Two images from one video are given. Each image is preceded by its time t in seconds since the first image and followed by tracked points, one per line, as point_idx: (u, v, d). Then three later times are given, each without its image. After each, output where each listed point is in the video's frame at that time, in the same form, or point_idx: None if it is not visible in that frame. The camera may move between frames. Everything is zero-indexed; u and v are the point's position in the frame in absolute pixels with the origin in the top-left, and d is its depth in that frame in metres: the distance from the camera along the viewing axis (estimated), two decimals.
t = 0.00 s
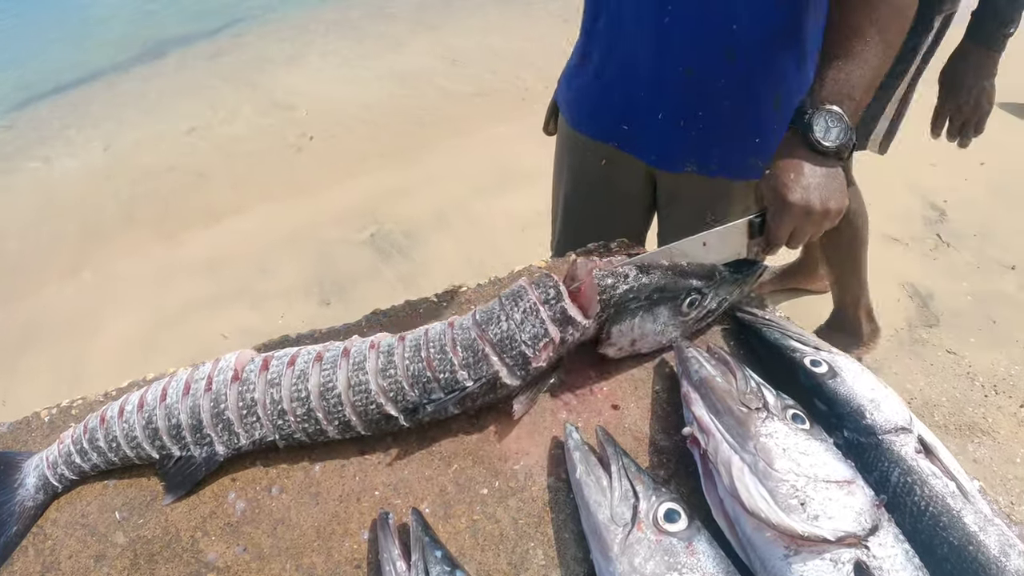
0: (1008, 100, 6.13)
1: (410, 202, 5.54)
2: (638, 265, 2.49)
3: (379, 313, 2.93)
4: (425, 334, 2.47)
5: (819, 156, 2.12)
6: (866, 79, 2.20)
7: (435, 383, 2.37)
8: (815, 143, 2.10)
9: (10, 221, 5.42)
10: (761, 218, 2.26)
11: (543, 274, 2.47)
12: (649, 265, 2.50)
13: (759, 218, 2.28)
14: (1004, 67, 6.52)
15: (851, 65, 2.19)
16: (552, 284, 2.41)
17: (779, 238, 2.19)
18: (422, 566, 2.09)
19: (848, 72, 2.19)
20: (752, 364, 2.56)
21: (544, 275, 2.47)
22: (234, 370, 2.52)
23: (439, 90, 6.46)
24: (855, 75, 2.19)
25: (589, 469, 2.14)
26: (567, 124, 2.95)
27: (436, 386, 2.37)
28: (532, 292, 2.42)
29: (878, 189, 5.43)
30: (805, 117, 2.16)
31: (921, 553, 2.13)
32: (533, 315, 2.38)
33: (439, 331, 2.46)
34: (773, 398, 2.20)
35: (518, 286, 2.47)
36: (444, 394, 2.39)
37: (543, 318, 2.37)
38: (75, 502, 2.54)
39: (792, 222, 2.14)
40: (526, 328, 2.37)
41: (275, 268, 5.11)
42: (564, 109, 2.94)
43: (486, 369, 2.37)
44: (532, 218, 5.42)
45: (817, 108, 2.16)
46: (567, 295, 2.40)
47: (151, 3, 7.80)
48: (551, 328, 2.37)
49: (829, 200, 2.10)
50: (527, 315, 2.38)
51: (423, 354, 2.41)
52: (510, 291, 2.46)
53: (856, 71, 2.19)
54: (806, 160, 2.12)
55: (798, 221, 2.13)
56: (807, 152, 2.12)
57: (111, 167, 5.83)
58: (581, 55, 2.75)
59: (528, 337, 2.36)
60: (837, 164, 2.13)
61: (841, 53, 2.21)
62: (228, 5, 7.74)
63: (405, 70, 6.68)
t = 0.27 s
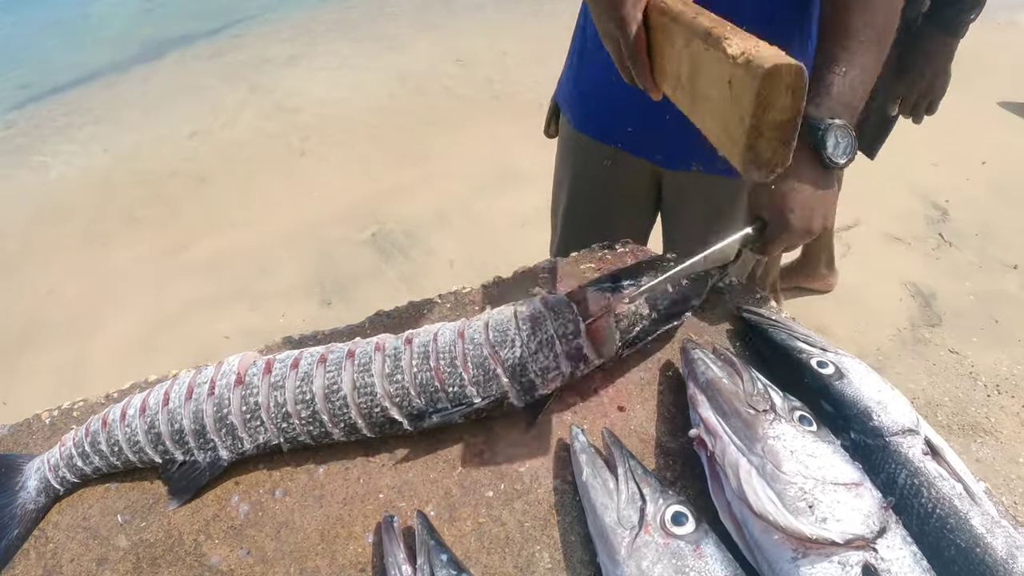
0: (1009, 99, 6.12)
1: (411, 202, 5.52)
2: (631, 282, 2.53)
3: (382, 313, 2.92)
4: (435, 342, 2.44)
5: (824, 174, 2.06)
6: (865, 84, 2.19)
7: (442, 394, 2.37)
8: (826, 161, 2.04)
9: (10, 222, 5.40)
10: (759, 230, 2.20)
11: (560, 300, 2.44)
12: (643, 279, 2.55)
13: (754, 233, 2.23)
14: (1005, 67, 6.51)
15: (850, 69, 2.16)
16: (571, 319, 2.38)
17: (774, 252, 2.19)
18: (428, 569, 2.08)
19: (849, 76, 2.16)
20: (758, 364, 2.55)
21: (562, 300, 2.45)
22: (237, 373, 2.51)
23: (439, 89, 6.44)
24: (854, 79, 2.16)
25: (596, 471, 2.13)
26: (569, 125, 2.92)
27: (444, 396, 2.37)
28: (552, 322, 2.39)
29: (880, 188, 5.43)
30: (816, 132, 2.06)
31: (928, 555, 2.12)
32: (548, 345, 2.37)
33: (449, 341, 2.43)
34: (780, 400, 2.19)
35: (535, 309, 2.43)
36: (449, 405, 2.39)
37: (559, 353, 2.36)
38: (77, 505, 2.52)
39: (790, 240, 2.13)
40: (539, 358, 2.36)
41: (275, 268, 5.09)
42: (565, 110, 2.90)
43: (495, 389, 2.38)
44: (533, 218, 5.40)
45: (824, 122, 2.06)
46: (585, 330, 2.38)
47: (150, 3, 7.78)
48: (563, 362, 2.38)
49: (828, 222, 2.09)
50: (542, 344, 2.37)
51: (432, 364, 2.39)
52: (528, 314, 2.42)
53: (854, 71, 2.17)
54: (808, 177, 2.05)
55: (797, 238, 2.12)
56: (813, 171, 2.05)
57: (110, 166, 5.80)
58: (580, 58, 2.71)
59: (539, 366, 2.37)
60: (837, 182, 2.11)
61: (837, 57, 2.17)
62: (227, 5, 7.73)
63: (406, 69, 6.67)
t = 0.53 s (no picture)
0: (1010, 98, 6.11)
1: (410, 200, 5.51)
2: (630, 287, 2.51)
3: (383, 313, 2.91)
4: (429, 349, 2.42)
5: (821, 137, 2.12)
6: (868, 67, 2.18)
7: (439, 402, 2.36)
8: (818, 124, 2.10)
9: (10, 221, 5.40)
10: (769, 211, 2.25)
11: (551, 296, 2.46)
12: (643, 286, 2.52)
13: (767, 211, 2.26)
14: (1006, 65, 6.50)
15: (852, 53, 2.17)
16: (561, 309, 2.41)
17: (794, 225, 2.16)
18: (430, 569, 2.07)
19: (851, 59, 2.17)
20: (761, 363, 2.54)
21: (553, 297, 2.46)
22: (237, 372, 2.50)
23: (439, 88, 6.43)
24: (856, 63, 2.17)
25: (599, 472, 2.12)
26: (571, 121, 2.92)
27: (441, 404, 2.36)
28: (539, 316, 2.40)
29: (881, 187, 5.42)
30: (806, 101, 2.14)
31: (932, 555, 2.11)
32: (539, 341, 2.37)
33: (444, 348, 2.41)
34: (783, 399, 2.18)
35: (525, 308, 2.44)
36: (447, 412, 2.38)
37: (549, 346, 2.37)
38: (77, 505, 2.51)
39: (803, 210, 2.13)
40: (532, 354, 2.36)
41: (275, 267, 5.09)
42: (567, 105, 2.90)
43: (491, 394, 2.36)
44: (533, 216, 5.39)
45: (812, 91, 2.15)
46: (573, 319, 2.40)
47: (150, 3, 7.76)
48: (555, 355, 2.38)
49: (839, 178, 2.07)
50: (533, 341, 2.37)
51: (427, 372, 2.37)
52: (517, 313, 2.43)
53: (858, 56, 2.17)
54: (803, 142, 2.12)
55: (808, 206, 2.11)
56: (808, 133, 2.12)
57: (111, 166, 5.79)
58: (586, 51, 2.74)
59: (532, 363, 2.36)
60: (843, 146, 2.14)
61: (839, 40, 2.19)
62: (227, 4, 7.72)
63: (405, 68, 6.66)
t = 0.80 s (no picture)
0: (1012, 97, 6.09)
1: (410, 199, 5.51)
2: (646, 301, 2.48)
3: (384, 311, 2.91)
4: (440, 353, 2.40)
5: (846, 150, 2.09)
6: (891, 72, 2.18)
7: (448, 408, 2.36)
8: (845, 135, 2.07)
9: (10, 220, 5.39)
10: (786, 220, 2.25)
11: (568, 309, 2.45)
12: (659, 302, 2.47)
13: (783, 220, 2.28)
14: (1006, 64, 6.49)
15: (876, 56, 2.16)
16: (579, 325, 2.41)
17: (806, 239, 2.20)
18: (430, 568, 2.07)
19: (874, 61, 2.16)
20: (761, 362, 2.55)
21: (569, 309, 2.45)
22: (238, 371, 2.49)
23: (440, 86, 6.43)
24: (879, 65, 2.16)
25: (600, 470, 2.12)
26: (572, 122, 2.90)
27: (451, 410, 2.36)
28: (558, 330, 2.39)
29: (882, 186, 5.41)
30: (833, 108, 2.10)
31: (932, 553, 2.11)
32: (556, 356, 2.37)
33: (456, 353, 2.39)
34: (784, 397, 2.18)
35: (543, 320, 2.41)
36: (456, 417, 2.37)
37: (565, 362, 2.37)
38: (77, 504, 2.51)
39: (817, 227, 2.14)
40: (547, 369, 2.36)
41: (275, 266, 5.08)
42: (567, 106, 2.88)
43: (503, 403, 2.36)
44: (533, 216, 5.37)
45: (841, 99, 2.10)
46: (590, 336, 2.41)
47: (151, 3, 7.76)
48: (571, 371, 2.38)
49: (858, 200, 2.08)
50: (550, 355, 2.36)
51: (438, 377, 2.36)
52: (536, 324, 2.40)
53: (881, 60, 2.16)
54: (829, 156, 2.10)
55: (823, 224, 2.13)
56: (834, 147, 2.09)
57: (111, 165, 5.79)
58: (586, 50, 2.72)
59: (547, 376, 2.36)
60: (864, 157, 2.12)
61: (861, 41, 2.18)
62: (227, 3, 7.72)
63: (405, 67, 6.66)
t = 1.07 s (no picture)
0: (1012, 95, 6.09)
1: (410, 196, 5.51)
2: (654, 302, 2.47)
3: (384, 306, 2.92)
4: (442, 348, 2.40)
5: (858, 140, 2.09)
6: (903, 57, 2.19)
7: (449, 402, 2.36)
8: (858, 124, 2.06)
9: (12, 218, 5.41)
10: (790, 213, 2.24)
11: (572, 307, 2.45)
12: (664, 300, 2.48)
13: (788, 211, 2.24)
14: (1006, 62, 6.48)
15: (887, 41, 2.17)
16: (583, 324, 2.42)
17: (811, 233, 2.20)
18: (430, 561, 2.07)
19: (885, 46, 2.17)
20: (760, 356, 2.55)
21: (574, 308, 2.45)
22: (239, 365, 2.50)
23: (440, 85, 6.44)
24: (890, 50, 2.17)
25: (599, 463, 2.13)
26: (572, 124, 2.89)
27: (451, 405, 2.37)
28: (562, 330, 2.40)
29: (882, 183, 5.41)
30: (845, 96, 2.09)
31: (931, 546, 2.12)
32: (559, 355, 2.37)
33: (458, 349, 2.39)
34: (783, 390, 2.18)
35: (547, 318, 2.41)
36: (456, 412, 2.39)
37: (568, 360, 2.38)
38: (78, 499, 2.52)
39: (823, 221, 2.15)
40: (550, 367, 2.36)
41: (276, 263, 5.09)
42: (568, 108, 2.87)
43: (503, 398, 2.37)
44: (534, 213, 5.38)
45: (853, 87, 2.09)
46: (595, 336, 2.41)
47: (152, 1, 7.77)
48: (573, 370, 2.39)
49: (866, 194, 2.09)
50: (553, 354, 2.36)
51: (439, 371, 2.36)
52: (539, 322, 2.40)
53: (892, 45, 2.18)
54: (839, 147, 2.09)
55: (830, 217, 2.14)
56: (845, 137, 2.09)
57: (112, 163, 5.80)
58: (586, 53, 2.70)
59: (550, 375, 2.37)
60: (875, 146, 2.12)
61: (871, 26, 2.19)
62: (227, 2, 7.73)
63: (406, 65, 6.67)
